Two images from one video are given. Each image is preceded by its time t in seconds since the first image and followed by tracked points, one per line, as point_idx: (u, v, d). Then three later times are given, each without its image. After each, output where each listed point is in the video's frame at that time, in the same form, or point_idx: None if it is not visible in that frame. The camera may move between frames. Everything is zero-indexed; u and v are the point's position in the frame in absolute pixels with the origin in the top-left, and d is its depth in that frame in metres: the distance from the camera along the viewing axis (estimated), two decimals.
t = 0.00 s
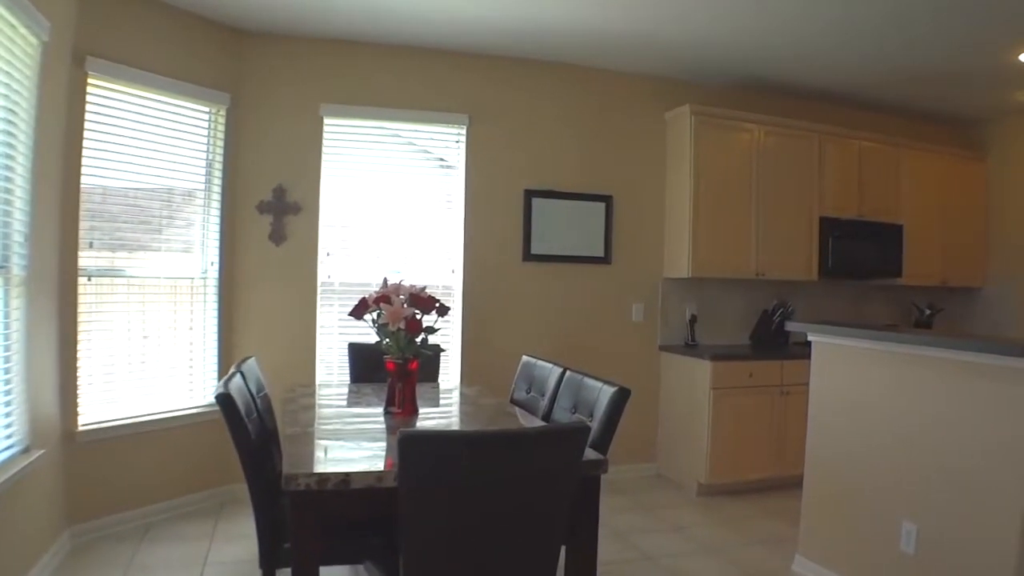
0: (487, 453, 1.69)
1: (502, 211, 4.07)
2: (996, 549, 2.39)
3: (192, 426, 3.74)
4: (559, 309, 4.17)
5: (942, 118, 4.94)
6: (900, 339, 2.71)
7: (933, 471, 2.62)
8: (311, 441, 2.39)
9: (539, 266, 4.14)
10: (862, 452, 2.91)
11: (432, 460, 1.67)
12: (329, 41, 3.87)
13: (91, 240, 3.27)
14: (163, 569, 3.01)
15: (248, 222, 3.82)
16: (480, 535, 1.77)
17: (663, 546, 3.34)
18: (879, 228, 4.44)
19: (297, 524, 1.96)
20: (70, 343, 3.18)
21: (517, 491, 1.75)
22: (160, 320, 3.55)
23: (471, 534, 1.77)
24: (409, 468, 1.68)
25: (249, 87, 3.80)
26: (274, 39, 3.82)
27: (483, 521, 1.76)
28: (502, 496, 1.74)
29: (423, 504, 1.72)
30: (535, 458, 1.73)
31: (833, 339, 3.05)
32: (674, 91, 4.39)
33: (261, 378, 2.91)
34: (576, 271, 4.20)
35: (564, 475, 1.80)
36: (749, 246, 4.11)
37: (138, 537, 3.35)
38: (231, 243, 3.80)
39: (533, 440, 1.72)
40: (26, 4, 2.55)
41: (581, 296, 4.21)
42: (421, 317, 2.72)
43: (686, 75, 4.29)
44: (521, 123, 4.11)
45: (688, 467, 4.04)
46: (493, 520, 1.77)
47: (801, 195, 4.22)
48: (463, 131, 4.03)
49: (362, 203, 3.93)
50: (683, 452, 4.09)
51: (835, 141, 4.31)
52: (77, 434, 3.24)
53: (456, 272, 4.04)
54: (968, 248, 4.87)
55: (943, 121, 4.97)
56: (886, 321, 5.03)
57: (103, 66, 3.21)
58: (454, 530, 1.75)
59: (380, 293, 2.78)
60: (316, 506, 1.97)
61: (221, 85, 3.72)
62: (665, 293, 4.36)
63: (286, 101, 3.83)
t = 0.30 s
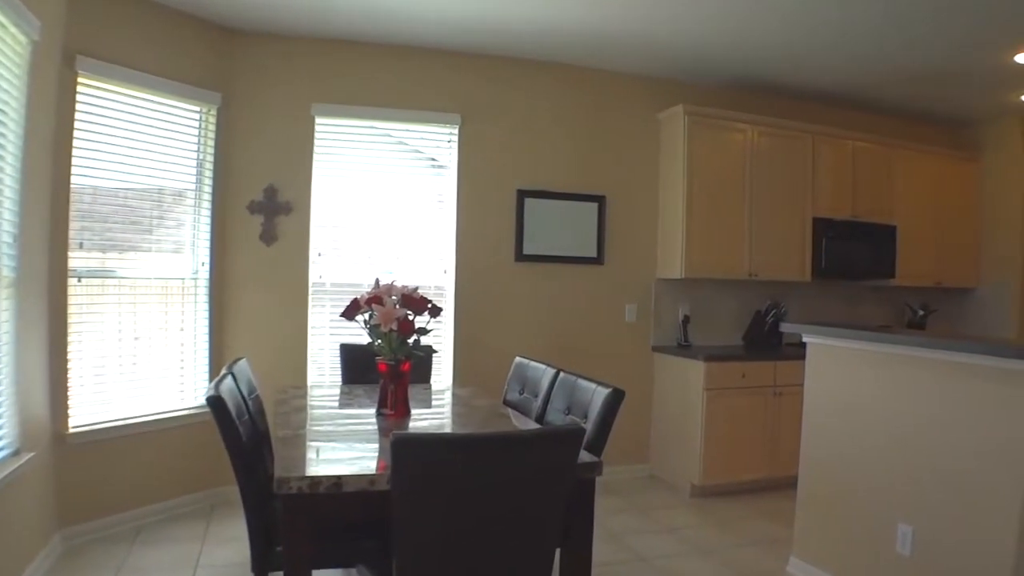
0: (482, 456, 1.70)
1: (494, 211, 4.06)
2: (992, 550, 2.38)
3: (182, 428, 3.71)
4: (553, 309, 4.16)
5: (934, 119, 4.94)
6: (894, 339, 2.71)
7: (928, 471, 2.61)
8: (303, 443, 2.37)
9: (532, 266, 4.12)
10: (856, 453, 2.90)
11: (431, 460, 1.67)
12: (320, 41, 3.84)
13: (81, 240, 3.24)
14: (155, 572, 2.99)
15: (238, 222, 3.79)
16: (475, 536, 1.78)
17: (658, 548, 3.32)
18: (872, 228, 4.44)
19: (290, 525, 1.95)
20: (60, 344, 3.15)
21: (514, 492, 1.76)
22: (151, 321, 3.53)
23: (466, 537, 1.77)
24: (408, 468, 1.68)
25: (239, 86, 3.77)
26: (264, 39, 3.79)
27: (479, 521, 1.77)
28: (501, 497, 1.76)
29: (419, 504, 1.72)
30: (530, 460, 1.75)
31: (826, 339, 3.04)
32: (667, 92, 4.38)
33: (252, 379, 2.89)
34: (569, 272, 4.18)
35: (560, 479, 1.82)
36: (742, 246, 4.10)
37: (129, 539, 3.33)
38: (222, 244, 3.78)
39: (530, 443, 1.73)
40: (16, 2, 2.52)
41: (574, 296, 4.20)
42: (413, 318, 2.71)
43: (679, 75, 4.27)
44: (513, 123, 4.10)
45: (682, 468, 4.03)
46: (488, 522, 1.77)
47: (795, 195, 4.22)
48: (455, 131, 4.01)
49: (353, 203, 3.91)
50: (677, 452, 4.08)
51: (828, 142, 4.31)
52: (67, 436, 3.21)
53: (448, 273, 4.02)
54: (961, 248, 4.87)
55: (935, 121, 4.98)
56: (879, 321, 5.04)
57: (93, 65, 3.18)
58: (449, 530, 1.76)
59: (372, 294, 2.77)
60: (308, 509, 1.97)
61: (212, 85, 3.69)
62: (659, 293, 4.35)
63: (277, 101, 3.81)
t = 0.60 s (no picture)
0: (478, 458, 1.70)
1: (485, 211, 4.04)
2: (986, 551, 2.38)
3: (172, 429, 3.68)
4: (545, 309, 4.15)
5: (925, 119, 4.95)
6: (886, 339, 2.71)
7: (921, 472, 2.61)
8: (293, 445, 2.36)
9: (523, 267, 4.11)
10: (848, 453, 2.90)
11: (427, 460, 1.67)
12: (311, 40, 3.83)
13: (70, 240, 3.21)
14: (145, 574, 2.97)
15: (228, 221, 3.77)
16: (464, 537, 1.77)
17: (650, 548, 3.31)
18: (864, 228, 4.45)
19: (281, 528, 1.96)
20: (49, 345, 3.12)
21: (505, 493, 1.76)
22: (141, 322, 3.51)
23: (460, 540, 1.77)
24: (402, 468, 1.67)
25: (229, 85, 3.75)
26: (254, 38, 3.77)
27: (470, 522, 1.76)
28: (494, 497, 1.76)
29: (411, 504, 1.71)
30: (524, 462, 1.75)
31: (819, 339, 3.04)
32: (659, 91, 4.38)
33: (242, 380, 2.88)
34: (561, 272, 4.17)
35: (552, 479, 1.82)
36: (734, 247, 4.10)
37: (120, 541, 3.30)
38: (212, 243, 3.76)
39: (525, 444, 1.74)
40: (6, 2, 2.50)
41: (566, 297, 4.19)
42: (404, 319, 2.71)
43: (671, 75, 4.27)
44: (504, 123, 4.08)
45: (674, 469, 4.02)
46: (479, 523, 1.77)
47: (786, 195, 4.22)
48: (446, 130, 4.00)
49: (344, 203, 3.89)
50: (668, 453, 4.07)
51: (820, 142, 4.31)
52: (57, 438, 3.19)
53: (439, 273, 4.00)
54: (952, 249, 4.88)
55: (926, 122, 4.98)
56: (870, 322, 5.04)
57: (82, 63, 3.16)
58: (440, 532, 1.75)
59: (363, 295, 2.76)
60: (299, 510, 1.97)
61: (202, 84, 3.67)
62: (650, 293, 4.34)
63: (267, 100, 3.79)
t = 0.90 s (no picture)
0: (469, 459, 1.70)
1: (474, 211, 4.04)
2: (977, 551, 2.39)
3: (160, 430, 3.67)
4: (534, 309, 4.15)
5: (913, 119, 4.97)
6: (873, 339, 2.72)
7: (909, 471, 2.62)
8: (281, 445, 2.35)
9: (513, 266, 4.10)
10: (838, 453, 2.91)
11: (419, 462, 1.67)
12: (299, 39, 3.81)
13: (57, 240, 3.19)
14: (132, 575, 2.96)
15: (216, 221, 3.75)
16: (455, 537, 1.77)
17: (639, 548, 3.31)
18: (852, 228, 4.46)
19: (271, 530, 1.95)
20: (36, 346, 3.10)
21: (496, 494, 1.76)
22: (128, 322, 3.49)
23: (452, 543, 1.77)
24: (394, 469, 1.67)
25: (217, 84, 3.73)
26: (242, 36, 3.75)
27: (461, 523, 1.76)
28: (485, 499, 1.75)
29: (402, 505, 1.70)
30: (516, 463, 1.75)
31: (809, 339, 3.05)
32: (648, 91, 4.38)
33: (231, 381, 2.87)
34: (550, 271, 4.17)
35: (543, 481, 1.82)
36: (723, 247, 4.10)
37: (108, 542, 3.28)
38: (200, 243, 3.74)
39: (518, 445, 1.74)
40: None
41: (556, 296, 4.19)
42: (394, 319, 2.70)
43: (660, 74, 4.27)
44: (494, 122, 4.08)
45: (663, 468, 4.03)
46: (470, 525, 1.76)
47: (775, 195, 4.23)
48: (435, 130, 3.99)
49: (332, 203, 3.87)
50: (657, 453, 4.08)
51: (809, 142, 4.32)
52: (44, 439, 3.17)
53: (428, 273, 4.00)
54: (939, 249, 4.91)
55: (915, 122, 5.00)
56: (859, 321, 5.06)
57: (70, 61, 3.14)
58: (432, 532, 1.74)
59: (353, 295, 2.76)
60: (289, 512, 1.96)
61: (190, 83, 3.65)
62: (639, 293, 4.35)
63: (255, 99, 3.77)
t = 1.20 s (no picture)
0: (457, 459, 1.70)
1: (461, 210, 4.03)
2: (962, 549, 2.41)
3: (146, 430, 3.65)
4: (521, 308, 4.15)
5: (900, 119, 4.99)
6: (858, 338, 2.73)
7: (893, 470, 2.64)
8: (268, 445, 2.34)
9: (500, 265, 4.10)
10: (823, 452, 2.92)
11: (407, 461, 1.67)
12: (285, 37, 3.80)
13: (43, 239, 3.17)
14: None
15: (202, 220, 3.74)
16: (442, 536, 1.76)
17: (626, 547, 3.32)
18: (838, 228, 4.48)
19: (257, 530, 1.94)
20: (22, 345, 3.07)
21: (481, 494, 1.75)
22: (114, 322, 3.47)
23: (440, 544, 1.76)
24: (381, 469, 1.68)
25: (203, 82, 3.71)
26: (228, 34, 3.73)
27: (447, 523, 1.75)
28: (470, 499, 1.75)
29: (389, 505, 1.70)
30: (503, 463, 1.75)
31: (795, 339, 3.07)
32: (635, 91, 4.38)
33: (217, 380, 2.86)
34: (537, 271, 4.17)
35: (528, 483, 1.81)
36: (709, 246, 4.11)
37: (93, 543, 3.26)
38: (185, 242, 3.72)
39: (506, 447, 1.73)
40: None
41: (543, 295, 4.19)
42: (380, 318, 2.70)
43: (647, 73, 4.27)
44: (481, 121, 4.08)
45: (649, 467, 4.04)
46: (459, 526, 1.76)
47: (761, 195, 4.24)
48: (422, 129, 3.98)
49: (319, 202, 3.86)
50: (644, 452, 4.09)
51: (795, 142, 4.33)
52: (30, 439, 3.14)
53: (415, 273, 3.98)
54: (925, 248, 4.93)
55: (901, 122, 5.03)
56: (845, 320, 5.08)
57: (55, 59, 3.11)
58: (419, 530, 1.74)
59: (339, 294, 2.75)
60: (276, 512, 1.95)
61: (175, 81, 3.63)
62: (626, 292, 4.35)
63: (241, 98, 3.75)
